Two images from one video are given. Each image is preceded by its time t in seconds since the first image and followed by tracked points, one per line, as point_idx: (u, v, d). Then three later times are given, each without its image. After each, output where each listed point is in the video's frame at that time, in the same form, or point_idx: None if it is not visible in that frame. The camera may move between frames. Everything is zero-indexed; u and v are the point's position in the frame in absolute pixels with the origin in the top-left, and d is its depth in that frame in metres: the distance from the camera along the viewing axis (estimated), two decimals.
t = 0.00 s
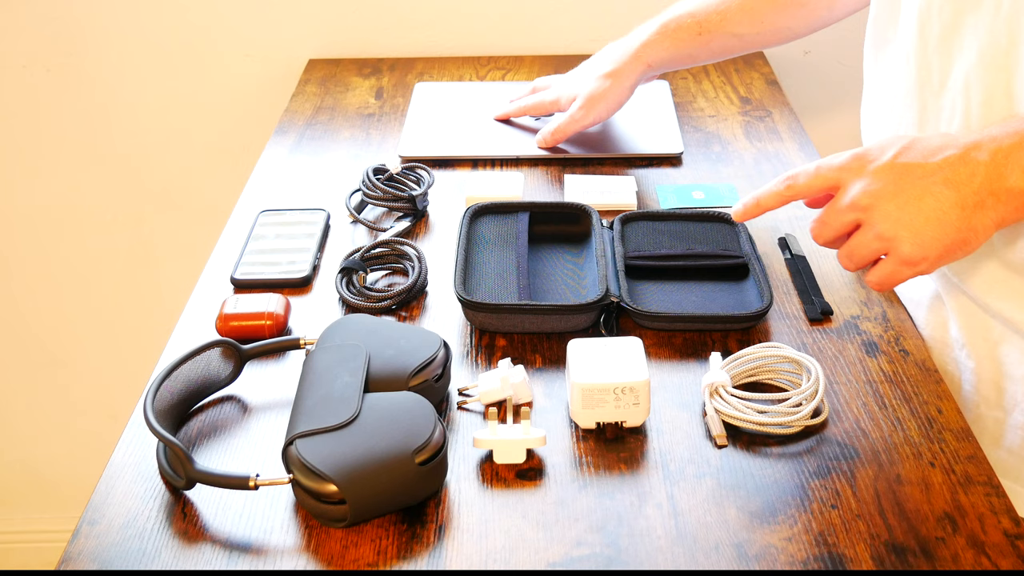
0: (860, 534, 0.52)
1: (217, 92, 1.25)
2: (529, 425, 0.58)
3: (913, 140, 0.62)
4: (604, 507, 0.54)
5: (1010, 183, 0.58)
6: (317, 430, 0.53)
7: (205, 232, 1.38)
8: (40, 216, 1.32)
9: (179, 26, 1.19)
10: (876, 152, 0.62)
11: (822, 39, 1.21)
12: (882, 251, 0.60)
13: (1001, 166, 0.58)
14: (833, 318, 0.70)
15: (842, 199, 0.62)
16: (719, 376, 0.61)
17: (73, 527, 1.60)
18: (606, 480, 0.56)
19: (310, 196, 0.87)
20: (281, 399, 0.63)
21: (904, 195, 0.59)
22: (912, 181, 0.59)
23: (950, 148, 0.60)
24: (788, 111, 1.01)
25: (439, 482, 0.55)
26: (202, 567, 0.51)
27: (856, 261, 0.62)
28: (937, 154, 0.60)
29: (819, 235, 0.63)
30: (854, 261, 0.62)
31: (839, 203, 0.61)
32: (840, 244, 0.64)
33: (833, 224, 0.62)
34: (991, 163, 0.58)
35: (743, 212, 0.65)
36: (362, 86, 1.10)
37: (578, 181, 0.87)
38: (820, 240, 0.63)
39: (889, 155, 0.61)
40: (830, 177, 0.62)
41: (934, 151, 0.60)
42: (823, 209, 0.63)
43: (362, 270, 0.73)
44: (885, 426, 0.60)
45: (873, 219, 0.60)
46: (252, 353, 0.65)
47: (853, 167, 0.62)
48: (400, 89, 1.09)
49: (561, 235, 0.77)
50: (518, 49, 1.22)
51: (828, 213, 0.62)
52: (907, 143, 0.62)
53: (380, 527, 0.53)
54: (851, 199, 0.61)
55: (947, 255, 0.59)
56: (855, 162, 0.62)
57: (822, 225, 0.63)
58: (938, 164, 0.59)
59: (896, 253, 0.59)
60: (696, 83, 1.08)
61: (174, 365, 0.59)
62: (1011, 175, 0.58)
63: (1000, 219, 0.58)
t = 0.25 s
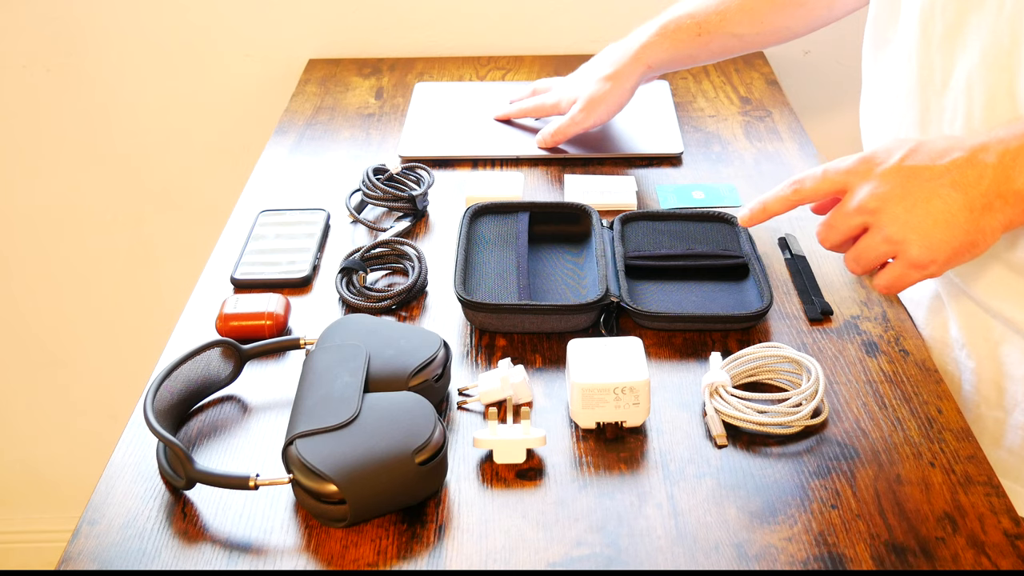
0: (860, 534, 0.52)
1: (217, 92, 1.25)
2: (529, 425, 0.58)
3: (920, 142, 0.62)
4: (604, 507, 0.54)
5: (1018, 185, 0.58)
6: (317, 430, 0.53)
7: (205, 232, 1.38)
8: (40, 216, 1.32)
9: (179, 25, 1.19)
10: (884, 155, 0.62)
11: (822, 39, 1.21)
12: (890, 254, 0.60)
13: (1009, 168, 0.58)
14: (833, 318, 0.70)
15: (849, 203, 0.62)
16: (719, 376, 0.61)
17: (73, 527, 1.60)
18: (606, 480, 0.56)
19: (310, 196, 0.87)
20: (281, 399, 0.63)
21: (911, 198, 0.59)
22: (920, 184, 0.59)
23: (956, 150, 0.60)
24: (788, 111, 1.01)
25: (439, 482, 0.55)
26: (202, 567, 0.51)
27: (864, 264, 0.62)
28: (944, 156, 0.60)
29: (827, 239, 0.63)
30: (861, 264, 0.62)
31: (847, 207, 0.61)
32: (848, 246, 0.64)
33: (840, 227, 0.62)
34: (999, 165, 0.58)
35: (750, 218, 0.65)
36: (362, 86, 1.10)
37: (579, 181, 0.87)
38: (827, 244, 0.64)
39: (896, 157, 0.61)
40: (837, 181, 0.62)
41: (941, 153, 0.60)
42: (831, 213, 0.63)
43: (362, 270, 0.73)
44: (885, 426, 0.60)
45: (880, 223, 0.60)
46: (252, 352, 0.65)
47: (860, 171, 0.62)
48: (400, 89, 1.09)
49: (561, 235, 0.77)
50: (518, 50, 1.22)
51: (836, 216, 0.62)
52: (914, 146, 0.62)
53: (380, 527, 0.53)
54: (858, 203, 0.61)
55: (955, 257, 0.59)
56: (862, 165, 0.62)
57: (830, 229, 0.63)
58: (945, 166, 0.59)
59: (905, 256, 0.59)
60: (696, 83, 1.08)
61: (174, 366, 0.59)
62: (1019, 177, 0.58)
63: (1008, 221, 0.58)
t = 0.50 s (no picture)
0: (860, 534, 0.52)
1: (217, 92, 1.25)
2: (529, 425, 0.58)
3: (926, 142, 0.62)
4: (604, 507, 0.54)
5: None
6: (317, 430, 0.53)
7: (205, 231, 1.38)
8: (41, 216, 1.32)
9: (179, 26, 1.19)
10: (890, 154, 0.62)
11: (822, 39, 1.21)
12: (896, 254, 0.60)
13: (1016, 168, 0.58)
14: (833, 318, 0.70)
15: (856, 203, 0.61)
16: (719, 376, 0.61)
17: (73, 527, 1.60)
18: (606, 480, 0.56)
19: (310, 196, 0.87)
20: (281, 399, 0.63)
21: (919, 197, 0.59)
22: (927, 183, 0.59)
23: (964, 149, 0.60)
24: (788, 111, 1.01)
25: (439, 482, 0.55)
26: (202, 567, 0.51)
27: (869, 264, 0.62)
28: (951, 156, 0.60)
29: (833, 238, 0.63)
30: (867, 264, 0.62)
31: (853, 206, 0.61)
32: (853, 246, 0.64)
33: (847, 227, 0.62)
34: (1005, 164, 0.58)
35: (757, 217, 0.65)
36: (362, 86, 1.10)
37: (579, 181, 0.87)
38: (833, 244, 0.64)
39: (903, 157, 0.61)
40: (843, 181, 0.62)
41: (948, 153, 0.60)
42: (837, 213, 0.63)
43: (362, 270, 0.73)
44: (885, 426, 0.60)
45: (887, 223, 0.60)
46: (251, 353, 0.65)
47: (866, 170, 0.61)
48: (400, 89, 1.09)
49: (561, 234, 0.77)
50: (518, 50, 1.22)
51: (842, 216, 0.62)
52: (921, 145, 0.61)
53: (380, 527, 0.53)
54: (865, 203, 0.60)
55: (961, 257, 0.59)
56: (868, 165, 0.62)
57: (836, 228, 0.63)
58: (952, 166, 0.59)
59: (912, 256, 0.59)
60: (696, 83, 1.08)
61: (174, 365, 0.59)
62: None
63: (1014, 221, 0.58)
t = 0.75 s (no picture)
0: (860, 534, 0.52)
1: (217, 92, 1.25)
2: (529, 425, 0.58)
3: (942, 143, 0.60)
4: (604, 507, 0.54)
5: None
6: (317, 430, 0.53)
7: (205, 231, 1.38)
8: (40, 216, 1.32)
9: (179, 26, 1.19)
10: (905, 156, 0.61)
11: (821, 39, 1.21)
12: (913, 255, 0.58)
13: None
14: (833, 318, 0.70)
15: (870, 205, 0.60)
16: (719, 376, 0.61)
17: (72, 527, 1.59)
18: (606, 480, 0.56)
19: (310, 196, 0.87)
20: (281, 398, 0.63)
21: (934, 198, 0.57)
22: (942, 184, 0.58)
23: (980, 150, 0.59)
24: (788, 111, 1.01)
25: (439, 482, 0.55)
26: (202, 567, 0.51)
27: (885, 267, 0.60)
28: (966, 156, 0.59)
29: (847, 241, 0.62)
30: (882, 267, 0.60)
31: (868, 209, 0.60)
32: (867, 249, 0.63)
33: (861, 229, 0.60)
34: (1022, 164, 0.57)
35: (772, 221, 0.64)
36: (362, 86, 1.10)
37: (579, 181, 0.87)
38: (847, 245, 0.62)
39: (918, 158, 0.60)
40: (858, 183, 0.61)
41: (962, 154, 0.59)
42: (851, 215, 0.61)
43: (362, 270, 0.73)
44: (885, 426, 0.60)
45: (903, 224, 0.58)
46: (251, 352, 0.65)
47: (881, 172, 0.60)
48: (400, 89, 1.09)
49: (561, 234, 0.77)
50: (518, 49, 1.22)
51: (856, 218, 0.61)
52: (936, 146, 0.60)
53: (380, 527, 0.53)
54: (881, 204, 0.59)
55: (979, 260, 0.58)
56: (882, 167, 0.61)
57: (851, 230, 0.61)
58: (966, 167, 0.58)
59: (929, 258, 0.57)
60: (696, 83, 1.08)
61: (174, 365, 0.59)
62: None
63: None
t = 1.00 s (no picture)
0: (860, 534, 0.52)
1: (217, 92, 1.25)
2: (529, 425, 0.58)
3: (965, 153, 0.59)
4: (604, 507, 0.54)
5: None
6: (317, 430, 0.53)
7: (205, 232, 1.38)
8: (40, 216, 1.32)
9: (179, 25, 1.19)
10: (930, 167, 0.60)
11: (822, 39, 1.21)
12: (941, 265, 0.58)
13: None
14: (833, 318, 0.70)
15: (894, 216, 0.59)
16: (719, 376, 0.61)
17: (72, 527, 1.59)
18: (606, 480, 0.56)
19: (310, 196, 0.87)
20: (281, 399, 0.63)
21: (960, 209, 0.57)
22: (966, 193, 0.57)
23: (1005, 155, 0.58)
24: (788, 111, 1.01)
25: (439, 481, 0.55)
26: (202, 567, 0.51)
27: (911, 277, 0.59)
28: (989, 163, 0.58)
29: (871, 253, 0.60)
30: (909, 277, 0.59)
31: (891, 221, 0.59)
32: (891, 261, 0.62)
33: (885, 242, 0.59)
34: None
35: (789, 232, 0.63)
36: (362, 86, 1.10)
37: (579, 182, 0.87)
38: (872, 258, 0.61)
39: (942, 168, 0.59)
40: (880, 195, 0.60)
41: (985, 162, 0.58)
42: (873, 228, 0.60)
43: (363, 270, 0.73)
44: (885, 426, 0.60)
45: (930, 235, 0.57)
46: (251, 353, 0.65)
47: (904, 183, 0.59)
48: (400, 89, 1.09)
49: (561, 234, 0.77)
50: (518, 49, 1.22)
51: (878, 230, 0.60)
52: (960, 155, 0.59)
53: (380, 527, 0.53)
54: (906, 215, 0.58)
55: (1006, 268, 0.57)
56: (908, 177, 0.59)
57: (875, 243, 0.60)
58: (990, 176, 0.57)
59: (957, 267, 0.57)
60: (696, 83, 1.08)
61: (173, 365, 0.59)
62: None
63: None
